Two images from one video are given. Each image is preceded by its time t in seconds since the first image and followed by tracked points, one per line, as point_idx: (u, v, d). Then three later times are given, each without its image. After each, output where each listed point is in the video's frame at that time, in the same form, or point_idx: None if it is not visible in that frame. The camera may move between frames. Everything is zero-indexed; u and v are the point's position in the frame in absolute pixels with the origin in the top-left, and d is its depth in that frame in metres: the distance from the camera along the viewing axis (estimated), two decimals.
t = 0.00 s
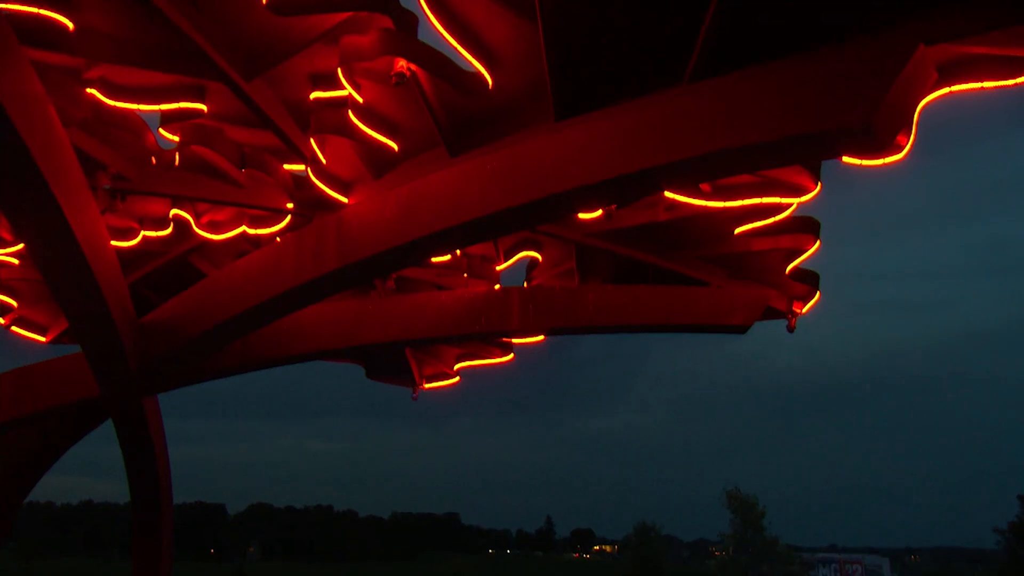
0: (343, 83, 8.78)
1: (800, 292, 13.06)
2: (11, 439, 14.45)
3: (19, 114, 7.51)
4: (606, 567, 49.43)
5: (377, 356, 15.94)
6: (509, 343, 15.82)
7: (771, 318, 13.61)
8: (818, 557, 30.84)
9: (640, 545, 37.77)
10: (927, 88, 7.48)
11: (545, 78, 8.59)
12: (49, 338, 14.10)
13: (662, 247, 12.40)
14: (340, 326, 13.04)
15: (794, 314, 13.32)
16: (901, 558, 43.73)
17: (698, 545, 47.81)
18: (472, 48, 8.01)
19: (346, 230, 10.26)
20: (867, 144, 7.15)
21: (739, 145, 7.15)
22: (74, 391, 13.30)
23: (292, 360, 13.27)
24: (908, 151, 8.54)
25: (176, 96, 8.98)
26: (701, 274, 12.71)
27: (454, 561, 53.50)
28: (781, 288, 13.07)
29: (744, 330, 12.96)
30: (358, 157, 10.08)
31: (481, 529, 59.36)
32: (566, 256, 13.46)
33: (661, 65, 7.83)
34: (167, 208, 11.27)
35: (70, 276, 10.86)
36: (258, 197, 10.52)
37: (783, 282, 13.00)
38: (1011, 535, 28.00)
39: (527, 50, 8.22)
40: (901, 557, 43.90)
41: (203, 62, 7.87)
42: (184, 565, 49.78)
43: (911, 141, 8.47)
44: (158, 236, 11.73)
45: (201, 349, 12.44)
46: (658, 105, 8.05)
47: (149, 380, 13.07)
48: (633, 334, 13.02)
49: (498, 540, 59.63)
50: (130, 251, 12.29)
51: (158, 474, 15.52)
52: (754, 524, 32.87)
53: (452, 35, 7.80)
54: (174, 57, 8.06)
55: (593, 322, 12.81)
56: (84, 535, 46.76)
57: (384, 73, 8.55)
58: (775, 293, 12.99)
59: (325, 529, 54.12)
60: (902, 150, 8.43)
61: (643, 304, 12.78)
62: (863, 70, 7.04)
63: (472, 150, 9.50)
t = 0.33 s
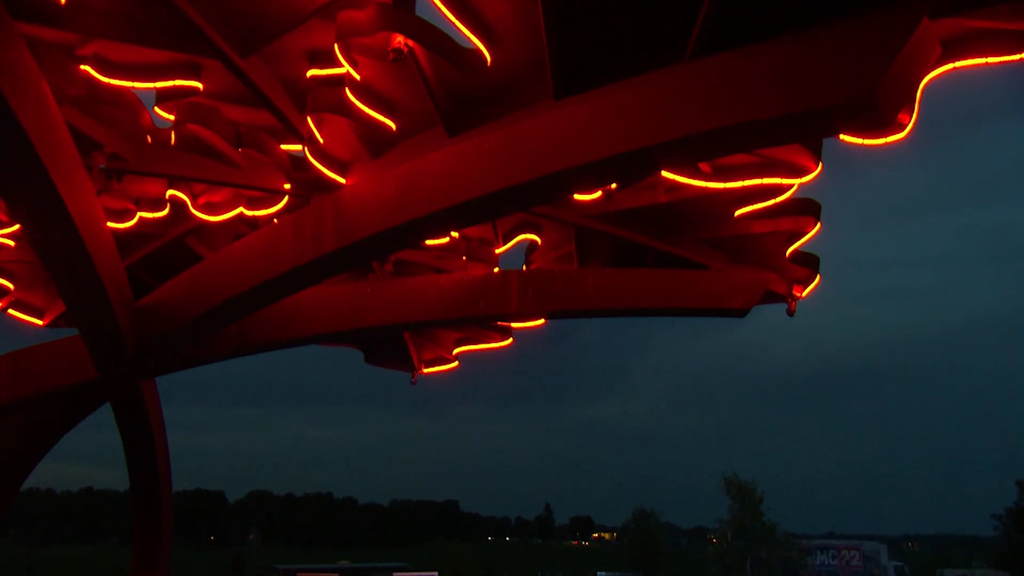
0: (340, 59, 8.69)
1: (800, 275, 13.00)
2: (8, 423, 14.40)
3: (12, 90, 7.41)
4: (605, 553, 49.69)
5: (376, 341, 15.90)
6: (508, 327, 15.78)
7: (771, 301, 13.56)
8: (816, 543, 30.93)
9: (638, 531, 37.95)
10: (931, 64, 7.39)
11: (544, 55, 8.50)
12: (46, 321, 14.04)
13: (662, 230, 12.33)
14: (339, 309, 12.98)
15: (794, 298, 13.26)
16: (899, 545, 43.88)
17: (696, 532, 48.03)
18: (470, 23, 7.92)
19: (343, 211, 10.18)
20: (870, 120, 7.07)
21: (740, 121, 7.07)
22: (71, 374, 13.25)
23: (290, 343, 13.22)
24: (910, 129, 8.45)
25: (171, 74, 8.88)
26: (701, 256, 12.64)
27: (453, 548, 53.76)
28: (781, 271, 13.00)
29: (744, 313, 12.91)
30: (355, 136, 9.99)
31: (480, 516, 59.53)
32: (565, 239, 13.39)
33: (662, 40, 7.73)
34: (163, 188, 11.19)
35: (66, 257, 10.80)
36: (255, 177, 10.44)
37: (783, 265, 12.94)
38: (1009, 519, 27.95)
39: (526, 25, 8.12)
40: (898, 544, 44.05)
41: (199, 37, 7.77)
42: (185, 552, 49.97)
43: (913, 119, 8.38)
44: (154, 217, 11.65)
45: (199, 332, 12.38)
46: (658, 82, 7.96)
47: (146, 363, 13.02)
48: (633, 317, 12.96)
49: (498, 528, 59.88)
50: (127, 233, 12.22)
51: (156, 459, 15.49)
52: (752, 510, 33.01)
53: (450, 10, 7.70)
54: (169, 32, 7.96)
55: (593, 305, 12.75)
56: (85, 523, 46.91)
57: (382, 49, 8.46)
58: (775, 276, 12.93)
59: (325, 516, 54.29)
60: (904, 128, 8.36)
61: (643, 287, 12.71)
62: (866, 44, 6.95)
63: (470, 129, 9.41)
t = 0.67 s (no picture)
0: (336, 33, 8.60)
1: (800, 258, 12.95)
2: (6, 406, 14.36)
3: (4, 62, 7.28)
4: (604, 540, 49.88)
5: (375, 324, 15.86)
6: (507, 311, 15.74)
7: (771, 284, 13.50)
8: (814, 529, 31.07)
9: (636, 517, 38.10)
10: (935, 36, 7.29)
11: (542, 29, 8.41)
12: (43, 304, 13.98)
13: (661, 211, 12.25)
14: (337, 291, 12.92)
15: (794, 281, 13.20)
16: (896, 532, 43.81)
17: (695, 519, 48.16)
18: None
19: (340, 190, 10.10)
20: (873, 94, 6.97)
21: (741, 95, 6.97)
22: (69, 356, 13.19)
23: (289, 326, 13.16)
24: (913, 105, 8.38)
25: (166, 49, 8.77)
26: (701, 238, 12.57)
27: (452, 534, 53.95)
28: (782, 253, 12.93)
29: (744, 296, 12.86)
30: (353, 113, 9.89)
31: (480, 503, 59.75)
32: (565, 221, 13.32)
33: (662, 13, 7.63)
34: (160, 168, 11.10)
35: (62, 237, 10.72)
36: (252, 156, 10.36)
37: (783, 248, 12.87)
38: (1006, 506, 27.99)
39: None
40: (896, 531, 44.00)
41: (193, 10, 7.65)
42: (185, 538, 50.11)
43: (916, 96, 8.31)
44: (150, 197, 11.56)
45: (196, 314, 12.32)
46: (658, 58, 7.86)
47: (144, 345, 12.97)
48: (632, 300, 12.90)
49: (497, 515, 60.01)
50: (123, 214, 12.14)
51: (155, 442, 15.46)
52: (751, 496, 33.16)
53: None
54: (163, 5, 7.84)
55: (592, 287, 12.70)
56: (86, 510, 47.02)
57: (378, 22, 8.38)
58: (775, 258, 12.87)
59: (325, 503, 54.48)
60: (907, 104, 8.28)
61: (642, 269, 12.66)
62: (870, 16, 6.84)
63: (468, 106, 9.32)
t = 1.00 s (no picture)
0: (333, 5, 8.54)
1: (801, 240, 12.84)
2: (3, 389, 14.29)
3: None
4: (603, 527, 50.02)
5: (373, 307, 15.77)
6: (506, 295, 15.66)
7: (771, 267, 13.39)
8: (814, 517, 30.97)
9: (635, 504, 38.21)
10: (940, 8, 7.17)
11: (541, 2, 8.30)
12: (39, 285, 13.92)
13: (661, 192, 12.14)
14: (335, 272, 12.83)
15: (795, 263, 13.09)
16: (895, 521, 43.81)
17: (694, 507, 48.27)
18: None
19: (337, 168, 9.99)
20: (877, 66, 6.85)
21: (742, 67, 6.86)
22: (66, 338, 13.13)
23: (286, 308, 13.08)
24: (917, 80, 8.27)
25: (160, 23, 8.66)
26: (701, 220, 12.47)
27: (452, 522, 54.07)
28: (782, 234, 12.83)
29: (745, 278, 12.77)
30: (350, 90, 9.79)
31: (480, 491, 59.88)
32: (564, 202, 13.22)
33: None
34: (155, 146, 10.99)
35: (57, 216, 10.62)
36: (248, 134, 10.25)
37: (784, 230, 12.76)
38: (1005, 493, 27.97)
39: None
40: (896, 520, 44.00)
41: None
42: (185, 526, 50.22)
43: (920, 70, 8.20)
44: (147, 176, 11.46)
45: (193, 294, 12.23)
46: (658, 31, 7.74)
47: (141, 326, 12.90)
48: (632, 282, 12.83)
49: (496, 504, 60.12)
50: (120, 194, 12.04)
51: (153, 425, 15.41)
52: (750, 482, 33.26)
53: None
54: None
55: (592, 269, 12.61)
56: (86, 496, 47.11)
57: None
58: (776, 240, 12.76)
59: (325, 491, 54.62)
60: (911, 79, 8.17)
61: (642, 251, 12.57)
62: None
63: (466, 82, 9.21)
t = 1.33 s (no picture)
0: None
1: (803, 221, 12.72)
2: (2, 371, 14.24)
3: None
4: (603, 515, 50.10)
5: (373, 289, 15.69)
6: (506, 278, 15.57)
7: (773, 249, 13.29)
8: (814, 503, 30.96)
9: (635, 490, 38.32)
10: None
11: None
12: (38, 267, 13.86)
13: (663, 171, 12.04)
14: (334, 253, 12.76)
15: (797, 244, 12.99)
16: (895, 510, 43.73)
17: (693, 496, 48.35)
18: None
19: (336, 145, 9.90)
20: (882, 35, 6.73)
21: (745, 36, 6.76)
22: (64, 319, 13.07)
23: (285, 289, 13.01)
24: (923, 53, 8.16)
25: None
26: (703, 200, 12.36)
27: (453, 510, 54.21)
28: (784, 215, 12.72)
29: (746, 259, 12.68)
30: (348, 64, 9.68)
31: (480, 479, 59.99)
32: (564, 182, 13.11)
33: None
34: (152, 124, 10.88)
35: (54, 195, 10.52)
36: (246, 111, 10.14)
37: (786, 210, 12.64)
38: (1005, 479, 27.95)
39: None
40: (896, 509, 43.92)
41: None
42: (186, 514, 50.34)
43: (925, 42, 8.09)
44: (143, 154, 11.36)
45: (192, 275, 12.16)
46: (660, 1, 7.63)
47: (139, 306, 12.83)
48: (633, 263, 12.76)
49: (496, 492, 60.22)
50: (117, 173, 11.94)
51: (152, 407, 15.39)
52: (750, 468, 33.41)
53: None
54: None
55: (592, 250, 12.52)
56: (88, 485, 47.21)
57: None
58: (778, 221, 12.65)
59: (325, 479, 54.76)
60: (917, 51, 8.06)
61: (644, 232, 12.48)
62: None
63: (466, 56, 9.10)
